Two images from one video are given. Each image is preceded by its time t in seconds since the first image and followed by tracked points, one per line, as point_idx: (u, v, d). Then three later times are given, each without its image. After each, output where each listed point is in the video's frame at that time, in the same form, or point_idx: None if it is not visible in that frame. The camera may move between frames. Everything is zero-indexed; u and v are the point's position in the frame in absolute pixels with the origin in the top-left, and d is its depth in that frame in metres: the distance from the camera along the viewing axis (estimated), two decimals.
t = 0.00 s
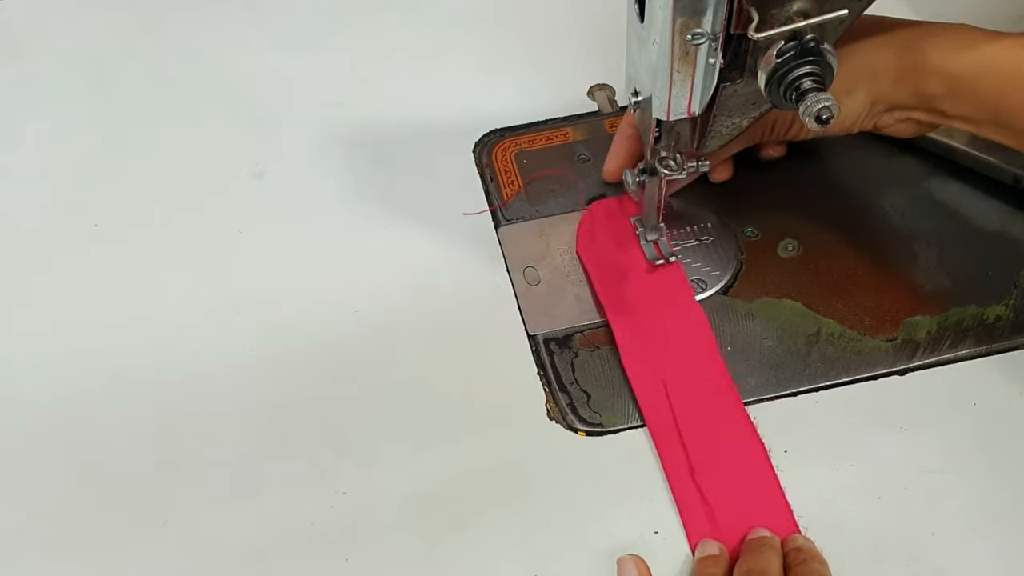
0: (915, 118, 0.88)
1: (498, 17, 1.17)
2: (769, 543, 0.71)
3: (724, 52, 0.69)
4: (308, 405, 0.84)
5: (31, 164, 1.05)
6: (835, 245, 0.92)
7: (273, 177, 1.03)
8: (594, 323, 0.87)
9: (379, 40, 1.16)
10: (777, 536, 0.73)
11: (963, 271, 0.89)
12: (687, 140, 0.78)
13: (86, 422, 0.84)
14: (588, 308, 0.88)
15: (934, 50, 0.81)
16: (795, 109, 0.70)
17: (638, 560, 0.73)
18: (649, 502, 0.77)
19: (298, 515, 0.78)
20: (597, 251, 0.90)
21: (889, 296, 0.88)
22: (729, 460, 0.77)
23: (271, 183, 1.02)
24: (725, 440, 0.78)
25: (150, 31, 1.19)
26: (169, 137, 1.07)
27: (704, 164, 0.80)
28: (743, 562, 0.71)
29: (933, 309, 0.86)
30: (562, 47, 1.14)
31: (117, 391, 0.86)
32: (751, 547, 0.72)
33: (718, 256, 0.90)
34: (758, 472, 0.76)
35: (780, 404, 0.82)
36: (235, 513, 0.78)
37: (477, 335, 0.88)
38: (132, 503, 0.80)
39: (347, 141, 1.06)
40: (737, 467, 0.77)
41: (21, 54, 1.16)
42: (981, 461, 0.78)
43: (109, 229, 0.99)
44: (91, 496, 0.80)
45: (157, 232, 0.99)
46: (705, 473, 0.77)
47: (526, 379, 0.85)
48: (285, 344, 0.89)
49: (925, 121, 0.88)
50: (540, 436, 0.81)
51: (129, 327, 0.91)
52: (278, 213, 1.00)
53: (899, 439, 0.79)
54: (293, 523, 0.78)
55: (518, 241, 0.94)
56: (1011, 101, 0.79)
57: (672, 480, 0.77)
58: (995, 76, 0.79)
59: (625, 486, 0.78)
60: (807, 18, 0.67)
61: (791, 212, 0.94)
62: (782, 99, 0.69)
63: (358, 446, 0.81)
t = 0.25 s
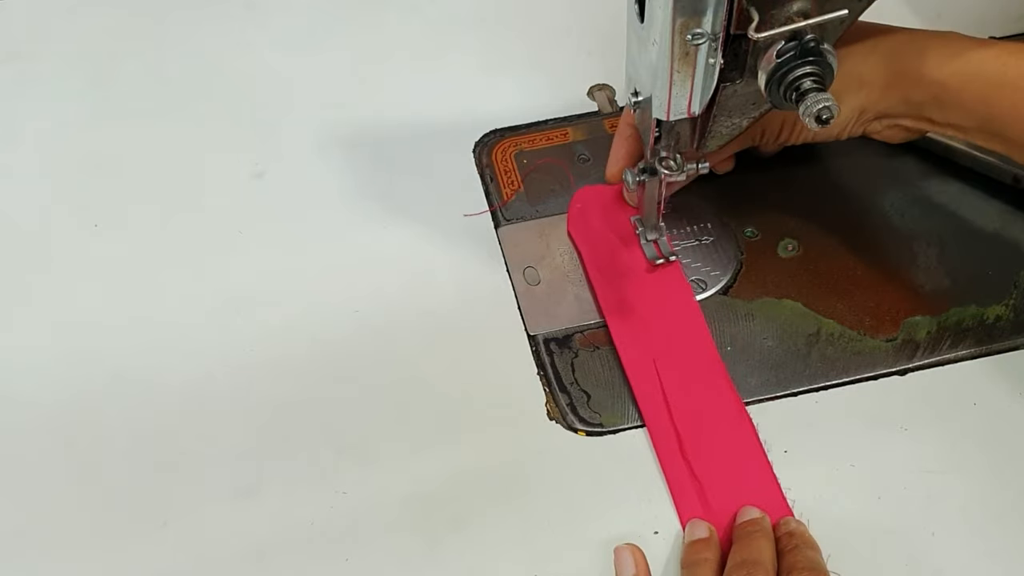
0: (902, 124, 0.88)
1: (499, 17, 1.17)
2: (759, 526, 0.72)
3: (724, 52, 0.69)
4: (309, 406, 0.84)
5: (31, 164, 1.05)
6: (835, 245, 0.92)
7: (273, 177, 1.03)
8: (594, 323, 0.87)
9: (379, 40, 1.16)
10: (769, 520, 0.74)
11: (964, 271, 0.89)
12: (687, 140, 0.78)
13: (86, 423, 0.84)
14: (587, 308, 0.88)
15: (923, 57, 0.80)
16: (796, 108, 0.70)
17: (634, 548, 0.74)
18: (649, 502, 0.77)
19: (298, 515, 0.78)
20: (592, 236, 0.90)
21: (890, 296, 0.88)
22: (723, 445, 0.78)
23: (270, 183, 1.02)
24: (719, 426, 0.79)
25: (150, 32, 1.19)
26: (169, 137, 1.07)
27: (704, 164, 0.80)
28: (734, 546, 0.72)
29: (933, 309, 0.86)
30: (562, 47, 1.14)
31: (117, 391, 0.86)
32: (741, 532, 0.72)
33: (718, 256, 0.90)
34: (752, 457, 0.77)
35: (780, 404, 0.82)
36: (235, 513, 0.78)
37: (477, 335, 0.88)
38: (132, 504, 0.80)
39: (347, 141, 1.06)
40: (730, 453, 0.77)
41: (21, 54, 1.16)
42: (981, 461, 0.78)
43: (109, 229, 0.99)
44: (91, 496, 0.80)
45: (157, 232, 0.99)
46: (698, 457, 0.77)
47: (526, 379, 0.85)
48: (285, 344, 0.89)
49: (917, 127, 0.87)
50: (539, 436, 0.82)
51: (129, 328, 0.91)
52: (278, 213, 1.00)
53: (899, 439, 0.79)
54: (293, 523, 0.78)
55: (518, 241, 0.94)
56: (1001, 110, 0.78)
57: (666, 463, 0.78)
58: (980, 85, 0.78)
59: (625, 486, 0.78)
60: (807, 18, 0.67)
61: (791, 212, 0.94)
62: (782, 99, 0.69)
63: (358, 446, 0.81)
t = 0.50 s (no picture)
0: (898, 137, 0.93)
1: (498, 17, 1.17)
2: (763, 526, 0.72)
3: (724, 53, 0.69)
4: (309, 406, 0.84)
5: (31, 164, 1.05)
6: (835, 245, 0.92)
7: (273, 177, 1.03)
8: (594, 323, 0.87)
9: (379, 39, 1.16)
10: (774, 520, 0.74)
11: (964, 271, 0.89)
12: (687, 140, 0.78)
13: (85, 423, 0.84)
14: (588, 308, 0.88)
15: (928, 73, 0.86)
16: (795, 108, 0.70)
17: (637, 535, 0.74)
18: (649, 502, 0.77)
19: (298, 515, 0.78)
20: (592, 235, 0.91)
21: (890, 296, 0.88)
22: (727, 445, 0.78)
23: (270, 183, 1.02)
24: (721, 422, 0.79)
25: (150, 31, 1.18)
26: (169, 137, 1.07)
27: (704, 164, 0.79)
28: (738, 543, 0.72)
29: (933, 309, 0.87)
30: (562, 47, 1.14)
31: (117, 391, 0.86)
32: (746, 531, 0.73)
33: (718, 256, 0.90)
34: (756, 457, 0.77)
35: (780, 405, 0.82)
36: (235, 513, 0.78)
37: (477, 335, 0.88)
38: (132, 503, 0.80)
39: (346, 141, 1.06)
40: (732, 451, 0.77)
41: (21, 54, 1.16)
42: (980, 461, 0.78)
43: (109, 229, 0.99)
44: (91, 497, 0.80)
45: (157, 233, 0.99)
46: (701, 457, 0.78)
47: (526, 379, 0.85)
48: (284, 344, 0.89)
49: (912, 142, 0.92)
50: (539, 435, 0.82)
51: (129, 327, 0.91)
52: (278, 213, 1.00)
53: (899, 439, 0.79)
54: (293, 524, 0.78)
55: (518, 241, 0.94)
56: (996, 125, 0.83)
57: (671, 464, 0.78)
58: (978, 100, 0.83)
59: (625, 486, 0.78)
60: (807, 18, 0.67)
61: (791, 212, 0.94)
62: (782, 99, 0.69)
63: (358, 446, 0.81)
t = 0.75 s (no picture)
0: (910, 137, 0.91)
1: (498, 17, 1.17)
2: (760, 519, 0.72)
3: (724, 52, 0.69)
4: (308, 406, 0.84)
5: (31, 164, 1.05)
6: (835, 245, 0.92)
7: (273, 177, 1.03)
8: (595, 323, 0.87)
9: (379, 40, 1.16)
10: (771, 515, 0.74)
11: (963, 271, 0.89)
12: (687, 140, 0.78)
13: (85, 423, 0.84)
14: (588, 308, 0.88)
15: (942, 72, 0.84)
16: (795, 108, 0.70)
17: (636, 528, 0.74)
18: (649, 501, 0.77)
19: (298, 515, 0.78)
20: (593, 235, 0.91)
21: (890, 296, 0.88)
22: (725, 442, 0.78)
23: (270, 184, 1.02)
24: (721, 419, 0.79)
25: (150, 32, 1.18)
26: (169, 138, 1.07)
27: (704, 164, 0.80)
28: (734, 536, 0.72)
29: (933, 309, 0.86)
30: (562, 47, 1.14)
31: (117, 391, 0.86)
32: (742, 524, 0.72)
33: (718, 256, 0.90)
34: (754, 453, 0.77)
35: (780, 404, 0.82)
36: (235, 513, 0.78)
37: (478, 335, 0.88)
38: (132, 503, 0.80)
39: (346, 141, 1.06)
40: (732, 447, 0.77)
41: (21, 54, 1.16)
42: (981, 461, 0.78)
43: (109, 229, 0.99)
44: (91, 497, 0.80)
45: (157, 233, 0.99)
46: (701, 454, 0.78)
47: (526, 379, 0.85)
48: (284, 344, 0.89)
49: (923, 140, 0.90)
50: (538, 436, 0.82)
51: (130, 328, 0.91)
52: (278, 214, 1.00)
53: (899, 439, 0.79)
54: (293, 524, 0.78)
55: (518, 241, 0.94)
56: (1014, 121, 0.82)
57: (668, 459, 0.78)
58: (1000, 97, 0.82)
59: (625, 486, 0.78)
60: (807, 18, 0.67)
61: (791, 212, 0.94)
62: (782, 99, 0.69)
63: (358, 446, 0.81)
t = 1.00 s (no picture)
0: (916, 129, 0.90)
1: (498, 17, 1.17)
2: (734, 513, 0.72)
3: (724, 52, 0.69)
4: (308, 407, 0.84)
5: (31, 164, 1.05)
6: (835, 245, 0.92)
7: (273, 177, 1.03)
8: (595, 323, 0.87)
9: (378, 40, 1.16)
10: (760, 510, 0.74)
11: (963, 271, 0.89)
12: (687, 140, 0.78)
13: (85, 423, 0.84)
14: (588, 308, 0.88)
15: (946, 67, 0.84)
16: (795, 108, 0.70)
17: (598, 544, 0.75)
18: (648, 501, 0.77)
19: (298, 515, 0.78)
20: (593, 234, 0.91)
21: (890, 296, 0.88)
22: (724, 440, 0.78)
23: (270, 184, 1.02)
24: (720, 418, 0.79)
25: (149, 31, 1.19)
26: (168, 138, 1.07)
27: (704, 164, 0.80)
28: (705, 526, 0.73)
29: (933, 309, 0.86)
30: (562, 47, 1.14)
31: (116, 391, 0.86)
32: (712, 516, 0.73)
33: (718, 257, 0.90)
34: (751, 453, 0.77)
35: (780, 404, 0.82)
36: (235, 513, 0.78)
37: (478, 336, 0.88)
38: (132, 503, 0.80)
39: (346, 141, 1.06)
40: (731, 446, 0.77)
41: (20, 54, 1.16)
42: (981, 461, 0.78)
43: (108, 229, 0.99)
44: (90, 497, 0.80)
45: (157, 233, 0.99)
46: (700, 452, 0.78)
47: (527, 379, 0.85)
48: (284, 344, 0.89)
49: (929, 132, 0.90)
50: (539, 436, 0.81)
51: (129, 328, 0.91)
52: (277, 214, 1.00)
53: (899, 439, 0.79)
54: (293, 524, 0.77)
55: (518, 241, 0.94)
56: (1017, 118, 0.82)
57: (666, 458, 0.78)
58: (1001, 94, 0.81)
59: (625, 486, 0.78)
60: (807, 18, 0.67)
61: (792, 212, 0.94)
62: (782, 99, 0.69)
63: (358, 447, 0.81)
